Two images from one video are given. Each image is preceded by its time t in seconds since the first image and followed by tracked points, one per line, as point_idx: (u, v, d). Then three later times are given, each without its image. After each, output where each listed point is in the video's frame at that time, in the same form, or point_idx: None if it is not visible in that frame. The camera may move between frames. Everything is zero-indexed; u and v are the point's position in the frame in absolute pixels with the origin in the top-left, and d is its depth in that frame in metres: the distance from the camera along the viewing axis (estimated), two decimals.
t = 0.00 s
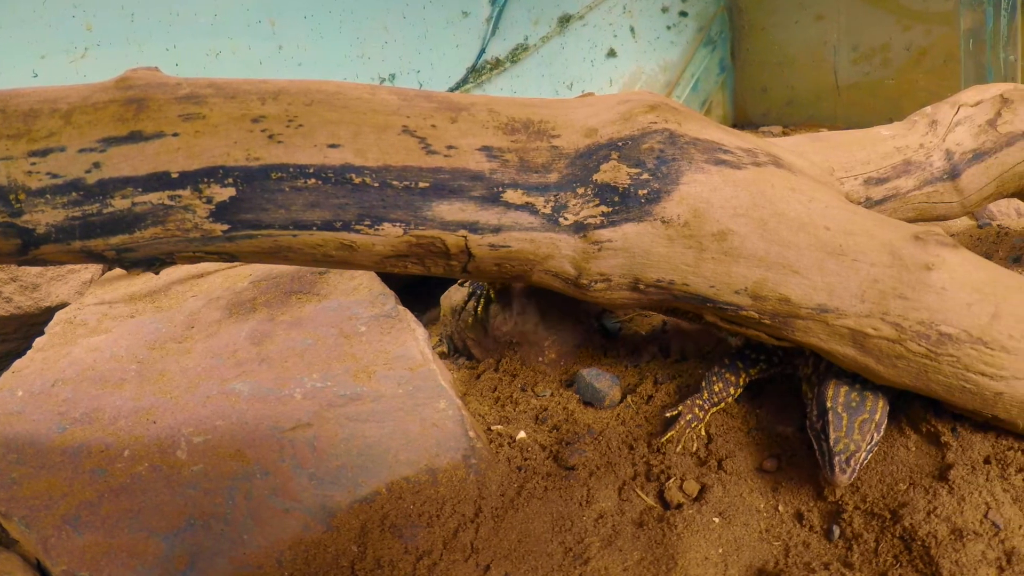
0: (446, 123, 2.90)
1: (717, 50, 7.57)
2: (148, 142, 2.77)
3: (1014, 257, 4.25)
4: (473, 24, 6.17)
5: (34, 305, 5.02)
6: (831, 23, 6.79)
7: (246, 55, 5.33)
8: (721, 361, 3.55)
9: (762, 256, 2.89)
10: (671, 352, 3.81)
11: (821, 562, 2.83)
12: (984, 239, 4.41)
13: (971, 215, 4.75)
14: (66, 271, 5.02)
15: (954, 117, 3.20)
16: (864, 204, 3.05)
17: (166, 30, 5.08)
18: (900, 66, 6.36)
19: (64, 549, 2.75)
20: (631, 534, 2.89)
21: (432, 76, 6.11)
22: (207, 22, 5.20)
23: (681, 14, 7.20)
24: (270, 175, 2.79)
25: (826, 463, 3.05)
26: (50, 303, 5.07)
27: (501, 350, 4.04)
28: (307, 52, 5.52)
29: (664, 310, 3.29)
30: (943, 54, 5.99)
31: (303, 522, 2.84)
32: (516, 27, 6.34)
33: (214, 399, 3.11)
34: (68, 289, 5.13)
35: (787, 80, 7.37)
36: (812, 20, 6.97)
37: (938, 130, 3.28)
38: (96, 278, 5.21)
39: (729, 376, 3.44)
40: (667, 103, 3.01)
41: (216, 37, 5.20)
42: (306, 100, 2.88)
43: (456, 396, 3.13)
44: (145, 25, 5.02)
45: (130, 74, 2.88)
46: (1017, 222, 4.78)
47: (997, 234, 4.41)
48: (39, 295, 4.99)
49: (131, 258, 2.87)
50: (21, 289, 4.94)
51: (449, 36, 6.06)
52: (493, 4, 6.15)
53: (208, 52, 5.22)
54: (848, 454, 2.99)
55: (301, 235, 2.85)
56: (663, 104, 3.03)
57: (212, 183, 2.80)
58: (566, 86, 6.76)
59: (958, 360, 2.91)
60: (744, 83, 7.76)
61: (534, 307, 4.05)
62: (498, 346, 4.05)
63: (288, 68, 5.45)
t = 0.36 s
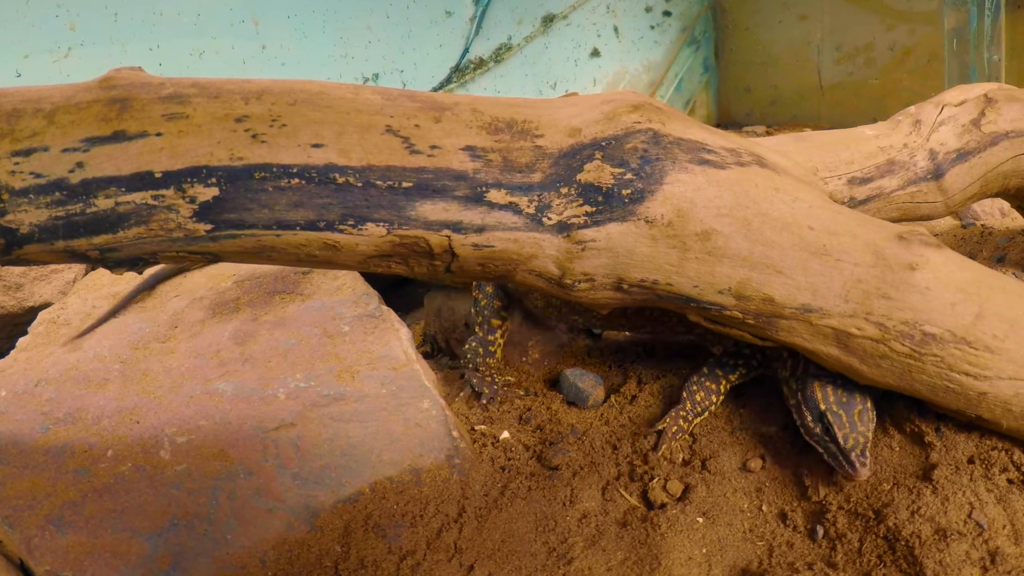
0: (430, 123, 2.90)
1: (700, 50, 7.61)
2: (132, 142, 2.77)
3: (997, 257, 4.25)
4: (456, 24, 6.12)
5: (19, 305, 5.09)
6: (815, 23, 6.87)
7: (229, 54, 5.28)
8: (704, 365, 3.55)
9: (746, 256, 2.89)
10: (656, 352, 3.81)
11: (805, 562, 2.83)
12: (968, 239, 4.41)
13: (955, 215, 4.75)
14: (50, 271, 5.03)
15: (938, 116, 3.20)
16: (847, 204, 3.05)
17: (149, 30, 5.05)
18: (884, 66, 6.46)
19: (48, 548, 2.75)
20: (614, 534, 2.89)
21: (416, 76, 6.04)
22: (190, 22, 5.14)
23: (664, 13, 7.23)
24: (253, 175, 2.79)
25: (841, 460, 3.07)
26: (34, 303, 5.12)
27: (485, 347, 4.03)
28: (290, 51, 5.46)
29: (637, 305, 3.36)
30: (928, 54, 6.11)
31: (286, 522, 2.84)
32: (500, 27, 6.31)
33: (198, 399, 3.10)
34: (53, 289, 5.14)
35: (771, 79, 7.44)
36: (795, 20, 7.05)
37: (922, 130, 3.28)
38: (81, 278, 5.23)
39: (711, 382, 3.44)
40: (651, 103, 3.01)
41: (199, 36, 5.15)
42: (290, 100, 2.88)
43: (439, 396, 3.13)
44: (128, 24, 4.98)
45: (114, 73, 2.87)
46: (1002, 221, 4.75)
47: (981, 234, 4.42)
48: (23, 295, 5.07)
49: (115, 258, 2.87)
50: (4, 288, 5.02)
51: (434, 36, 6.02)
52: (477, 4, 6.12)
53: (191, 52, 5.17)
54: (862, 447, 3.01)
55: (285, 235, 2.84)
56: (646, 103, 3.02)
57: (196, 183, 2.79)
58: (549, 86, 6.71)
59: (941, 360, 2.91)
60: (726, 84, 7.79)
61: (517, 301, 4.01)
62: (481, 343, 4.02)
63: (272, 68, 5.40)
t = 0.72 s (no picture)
0: (413, 123, 2.90)
1: (685, 50, 7.50)
2: (116, 142, 2.76)
3: (980, 257, 4.25)
4: (440, 24, 6.00)
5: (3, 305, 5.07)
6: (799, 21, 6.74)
7: (212, 54, 5.25)
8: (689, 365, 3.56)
9: (729, 256, 2.89)
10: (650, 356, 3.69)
11: (788, 562, 2.84)
12: (952, 239, 4.40)
13: (940, 215, 4.75)
14: (33, 271, 5.03)
15: (922, 116, 3.19)
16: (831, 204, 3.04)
17: (133, 30, 5.02)
18: (868, 65, 6.36)
19: (32, 548, 2.75)
20: (598, 535, 2.91)
21: (400, 75, 5.95)
22: (174, 21, 5.10)
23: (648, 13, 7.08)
24: (237, 175, 2.79)
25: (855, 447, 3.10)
26: (16, 303, 5.08)
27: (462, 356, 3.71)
28: (273, 51, 5.40)
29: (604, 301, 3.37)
30: (912, 54, 6.00)
31: (269, 522, 2.84)
32: (483, 27, 6.18)
33: (181, 399, 3.09)
34: (37, 288, 5.14)
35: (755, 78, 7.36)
36: (779, 18, 6.93)
37: (906, 129, 3.28)
38: (65, 277, 5.22)
39: (678, 381, 3.53)
40: (635, 103, 3.00)
41: (182, 36, 5.12)
42: (273, 99, 2.88)
43: (423, 396, 3.13)
44: (111, 24, 4.95)
45: (98, 73, 2.87)
46: (985, 220, 4.66)
47: (965, 234, 4.41)
48: (6, 295, 5.06)
49: (98, 258, 2.86)
50: None
51: (417, 35, 5.92)
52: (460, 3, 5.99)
53: (175, 52, 5.13)
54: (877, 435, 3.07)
55: (268, 235, 2.84)
56: (630, 103, 3.02)
57: (179, 183, 2.78)
58: (533, 86, 6.60)
59: (925, 360, 2.91)
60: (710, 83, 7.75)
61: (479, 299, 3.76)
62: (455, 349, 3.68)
63: (256, 68, 5.36)
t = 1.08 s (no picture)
0: (397, 122, 2.90)
1: (669, 49, 7.55)
2: (99, 142, 2.75)
3: (964, 256, 4.24)
4: (423, 24, 5.91)
5: None
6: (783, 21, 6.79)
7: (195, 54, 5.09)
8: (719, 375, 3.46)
9: (713, 255, 2.88)
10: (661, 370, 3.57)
11: (772, 562, 2.83)
12: (936, 238, 4.40)
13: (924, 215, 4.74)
14: (16, 270, 5.04)
15: (906, 116, 3.20)
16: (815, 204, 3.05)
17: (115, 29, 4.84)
18: (853, 64, 6.41)
19: (14, 548, 2.75)
20: (582, 534, 2.92)
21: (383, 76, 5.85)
22: (157, 21, 4.94)
23: (632, 13, 7.11)
24: (220, 175, 2.78)
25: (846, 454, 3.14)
26: None
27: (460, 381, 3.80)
28: (257, 50, 5.24)
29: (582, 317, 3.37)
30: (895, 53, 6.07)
31: (253, 522, 2.84)
32: (467, 26, 6.14)
33: (164, 399, 3.05)
34: (20, 288, 5.14)
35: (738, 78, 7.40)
36: (763, 18, 6.97)
37: (890, 129, 3.28)
38: (49, 277, 5.22)
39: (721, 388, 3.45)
40: (619, 102, 3.00)
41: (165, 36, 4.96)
42: (256, 99, 2.88)
43: (406, 397, 3.12)
44: (95, 24, 4.79)
45: (81, 72, 2.87)
46: (969, 220, 4.67)
47: (949, 233, 4.41)
48: None
49: (82, 258, 2.84)
50: None
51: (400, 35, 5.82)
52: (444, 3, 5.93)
53: (158, 51, 4.98)
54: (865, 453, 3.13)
55: (252, 235, 2.83)
56: (615, 103, 3.02)
57: (162, 183, 2.77)
58: (517, 86, 6.58)
59: (909, 360, 2.90)
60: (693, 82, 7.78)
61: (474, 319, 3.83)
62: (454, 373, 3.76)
63: (240, 68, 5.19)
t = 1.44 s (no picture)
0: (380, 122, 2.90)
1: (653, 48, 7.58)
2: (83, 142, 2.74)
3: (947, 256, 4.24)
4: (407, 24, 5.88)
5: None
6: (767, 22, 6.85)
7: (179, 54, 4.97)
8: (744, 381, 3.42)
9: (696, 255, 2.88)
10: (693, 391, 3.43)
11: (756, 562, 2.83)
12: (919, 238, 4.39)
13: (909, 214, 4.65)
14: None
15: (889, 116, 3.21)
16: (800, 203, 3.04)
17: (98, 29, 4.71)
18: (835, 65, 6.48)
19: None
20: (565, 535, 2.92)
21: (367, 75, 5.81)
22: (141, 21, 4.83)
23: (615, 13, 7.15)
24: (203, 174, 2.77)
25: (833, 453, 3.17)
26: None
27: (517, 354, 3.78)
28: (241, 49, 5.15)
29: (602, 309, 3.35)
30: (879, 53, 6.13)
31: (237, 521, 2.83)
32: (451, 26, 6.10)
33: (148, 399, 3.08)
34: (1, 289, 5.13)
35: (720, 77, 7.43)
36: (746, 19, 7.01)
37: (874, 129, 3.29)
38: (32, 277, 5.21)
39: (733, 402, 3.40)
40: (603, 102, 3.00)
41: (150, 36, 4.84)
42: (240, 99, 2.87)
43: (390, 396, 3.13)
44: (77, 23, 4.64)
45: (64, 72, 2.87)
46: (953, 220, 4.68)
47: (932, 233, 4.40)
48: None
49: (66, 258, 2.81)
50: None
51: (384, 35, 5.77)
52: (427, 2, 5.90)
53: (141, 52, 4.85)
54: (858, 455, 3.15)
55: (235, 234, 2.82)
56: (598, 103, 3.02)
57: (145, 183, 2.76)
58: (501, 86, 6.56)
59: (893, 360, 2.90)
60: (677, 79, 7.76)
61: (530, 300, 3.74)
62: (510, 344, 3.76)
63: (223, 68, 5.10)
